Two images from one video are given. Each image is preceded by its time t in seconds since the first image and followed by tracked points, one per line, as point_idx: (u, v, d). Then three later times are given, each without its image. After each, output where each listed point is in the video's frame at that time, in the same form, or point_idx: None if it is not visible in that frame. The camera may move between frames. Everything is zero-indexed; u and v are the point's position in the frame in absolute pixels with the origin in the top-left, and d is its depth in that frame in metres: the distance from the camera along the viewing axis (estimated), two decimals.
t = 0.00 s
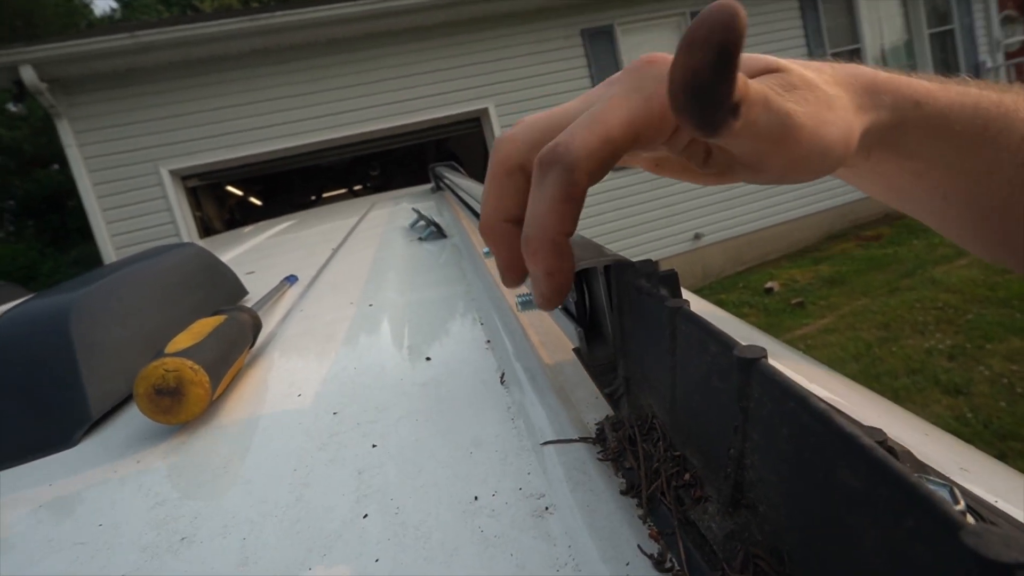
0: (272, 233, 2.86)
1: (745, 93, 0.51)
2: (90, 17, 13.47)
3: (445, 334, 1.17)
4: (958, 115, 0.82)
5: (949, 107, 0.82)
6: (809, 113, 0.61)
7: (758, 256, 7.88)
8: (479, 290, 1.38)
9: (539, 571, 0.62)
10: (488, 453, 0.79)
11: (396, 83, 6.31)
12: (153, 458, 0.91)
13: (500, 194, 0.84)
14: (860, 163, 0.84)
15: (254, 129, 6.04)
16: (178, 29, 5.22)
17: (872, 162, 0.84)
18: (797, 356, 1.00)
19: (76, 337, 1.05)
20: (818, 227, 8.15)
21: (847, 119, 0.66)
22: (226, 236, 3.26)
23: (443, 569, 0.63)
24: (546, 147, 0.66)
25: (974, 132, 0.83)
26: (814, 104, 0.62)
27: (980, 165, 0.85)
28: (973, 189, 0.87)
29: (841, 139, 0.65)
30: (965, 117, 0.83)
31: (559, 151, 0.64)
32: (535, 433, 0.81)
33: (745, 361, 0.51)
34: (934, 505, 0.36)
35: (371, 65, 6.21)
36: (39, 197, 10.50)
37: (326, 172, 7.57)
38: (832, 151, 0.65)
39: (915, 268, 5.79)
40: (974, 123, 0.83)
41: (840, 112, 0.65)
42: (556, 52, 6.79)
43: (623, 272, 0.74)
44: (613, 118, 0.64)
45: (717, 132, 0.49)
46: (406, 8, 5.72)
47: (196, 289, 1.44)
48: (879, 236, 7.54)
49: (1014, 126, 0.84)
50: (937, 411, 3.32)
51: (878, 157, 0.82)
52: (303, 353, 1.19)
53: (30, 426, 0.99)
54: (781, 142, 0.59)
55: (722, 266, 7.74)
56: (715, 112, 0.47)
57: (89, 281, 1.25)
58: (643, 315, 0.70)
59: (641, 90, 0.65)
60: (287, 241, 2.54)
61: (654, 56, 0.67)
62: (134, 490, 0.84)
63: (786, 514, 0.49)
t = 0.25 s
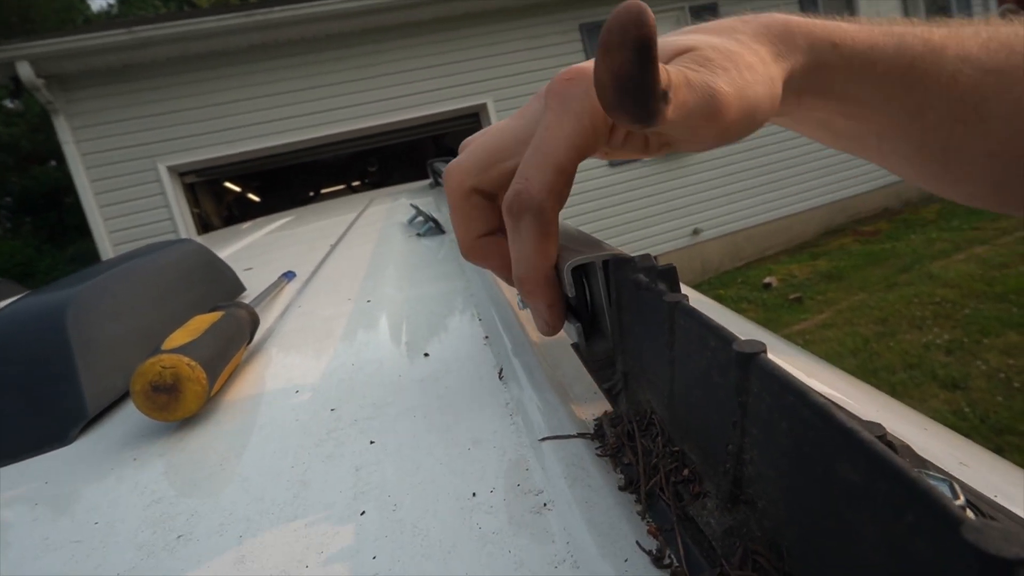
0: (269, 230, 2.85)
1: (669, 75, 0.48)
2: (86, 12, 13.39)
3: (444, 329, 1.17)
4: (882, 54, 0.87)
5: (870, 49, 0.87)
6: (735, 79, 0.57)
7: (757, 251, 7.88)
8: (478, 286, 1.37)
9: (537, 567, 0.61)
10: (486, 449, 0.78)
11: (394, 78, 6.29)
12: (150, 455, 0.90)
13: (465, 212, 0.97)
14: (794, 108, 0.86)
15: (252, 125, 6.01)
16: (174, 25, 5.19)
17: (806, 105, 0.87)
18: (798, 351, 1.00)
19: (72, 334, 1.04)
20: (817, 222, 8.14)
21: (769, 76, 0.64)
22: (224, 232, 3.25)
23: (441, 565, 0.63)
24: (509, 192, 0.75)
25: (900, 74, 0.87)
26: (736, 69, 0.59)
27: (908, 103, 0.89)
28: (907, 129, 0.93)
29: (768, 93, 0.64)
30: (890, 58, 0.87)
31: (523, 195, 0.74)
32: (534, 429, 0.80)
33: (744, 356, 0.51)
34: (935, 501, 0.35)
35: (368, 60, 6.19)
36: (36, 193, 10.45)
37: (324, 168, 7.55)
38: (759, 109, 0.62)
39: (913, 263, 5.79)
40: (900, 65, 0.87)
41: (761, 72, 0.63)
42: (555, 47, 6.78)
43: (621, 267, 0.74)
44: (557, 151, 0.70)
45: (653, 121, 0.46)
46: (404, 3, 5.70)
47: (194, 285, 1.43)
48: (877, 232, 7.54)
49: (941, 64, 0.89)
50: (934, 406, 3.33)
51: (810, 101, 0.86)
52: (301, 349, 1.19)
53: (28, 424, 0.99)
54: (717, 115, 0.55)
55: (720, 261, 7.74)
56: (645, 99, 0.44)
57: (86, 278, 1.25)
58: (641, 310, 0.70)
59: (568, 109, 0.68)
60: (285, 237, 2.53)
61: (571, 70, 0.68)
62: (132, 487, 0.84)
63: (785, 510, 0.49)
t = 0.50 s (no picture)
0: (269, 231, 2.85)
1: (656, 58, 0.47)
2: (85, 13, 13.38)
3: (444, 330, 1.17)
4: (867, 17, 0.76)
5: (855, 10, 0.77)
6: (720, 54, 0.56)
7: (756, 251, 7.88)
8: (477, 287, 1.37)
9: (536, 569, 0.61)
10: (486, 451, 0.78)
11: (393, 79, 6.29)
12: (150, 457, 0.90)
13: (458, 209, 0.97)
14: (777, 76, 0.81)
15: (250, 126, 6.01)
16: (173, 26, 5.19)
17: (790, 73, 0.81)
18: (798, 351, 1.00)
19: (71, 337, 1.04)
20: (816, 221, 8.15)
21: (753, 47, 0.63)
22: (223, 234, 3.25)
23: (441, 566, 0.63)
24: (504, 195, 0.75)
25: (884, 35, 0.76)
26: (722, 42, 0.57)
27: (894, 68, 0.78)
28: (894, 96, 0.81)
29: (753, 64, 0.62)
30: (875, 18, 0.76)
31: (518, 197, 0.74)
32: (533, 431, 0.81)
33: (742, 357, 0.51)
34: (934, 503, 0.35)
35: (367, 61, 6.19)
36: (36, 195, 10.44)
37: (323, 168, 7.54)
38: (747, 83, 0.61)
39: (912, 263, 5.79)
40: (885, 25, 0.76)
41: (746, 43, 0.62)
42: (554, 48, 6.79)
43: (619, 268, 0.74)
44: (546, 147, 0.70)
45: (642, 104, 0.44)
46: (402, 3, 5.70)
47: (193, 287, 1.43)
48: (876, 231, 7.54)
49: (932, 21, 0.75)
50: (934, 405, 3.33)
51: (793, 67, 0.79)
52: (301, 350, 1.19)
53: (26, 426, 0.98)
54: (705, 93, 0.54)
55: (719, 261, 7.75)
56: (634, 80, 0.42)
57: (84, 280, 1.24)
58: (639, 311, 0.69)
59: (550, 102, 0.67)
60: (284, 238, 2.53)
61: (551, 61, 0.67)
62: (131, 489, 0.84)
63: (784, 510, 0.49)
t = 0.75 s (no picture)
0: (266, 233, 2.84)
1: (656, 65, 0.47)
2: (81, 15, 13.36)
3: (441, 332, 1.16)
4: (868, 28, 0.76)
5: (855, 22, 0.76)
6: (720, 64, 0.56)
7: (753, 252, 7.89)
8: (474, 289, 1.37)
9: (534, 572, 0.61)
10: (484, 453, 0.78)
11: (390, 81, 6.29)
12: (145, 460, 0.90)
13: (455, 216, 0.97)
14: (777, 88, 0.81)
15: (248, 128, 6.00)
16: (170, 28, 5.19)
17: (790, 85, 0.80)
18: (795, 353, 1.00)
19: (66, 338, 1.04)
20: (813, 223, 8.16)
21: (753, 60, 0.62)
22: (220, 235, 3.24)
23: (439, 569, 0.63)
24: (501, 198, 0.75)
25: (885, 48, 0.76)
26: (722, 53, 0.57)
27: (895, 78, 0.78)
28: (894, 107, 0.81)
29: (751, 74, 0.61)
30: (875, 31, 0.76)
31: (515, 201, 0.74)
32: (530, 433, 0.80)
33: (741, 358, 0.51)
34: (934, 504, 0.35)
35: (365, 63, 6.19)
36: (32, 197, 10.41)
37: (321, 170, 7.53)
38: (746, 94, 0.61)
39: (909, 264, 5.81)
40: (885, 39, 0.76)
41: (746, 54, 0.61)
42: (551, 50, 6.80)
43: (617, 269, 0.74)
44: (545, 151, 0.70)
45: (640, 111, 0.44)
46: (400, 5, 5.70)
47: (189, 289, 1.43)
48: (874, 232, 7.55)
49: (931, 34, 0.76)
50: (931, 405, 3.33)
51: (794, 80, 0.79)
52: (297, 352, 1.19)
53: (21, 428, 0.98)
54: (704, 102, 0.54)
55: (717, 263, 7.75)
56: (632, 86, 0.42)
57: (80, 281, 1.24)
58: (638, 312, 0.69)
59: (550, 106, 0.68)
60: (282, 240, 2.52)
61: (552, 66, 0.68)
62: (125, 493, 0.83)
63: (783, 512, 0.49)
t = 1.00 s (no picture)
0: (261, 234, 2.83)
1: (658, 67, 0.47)
2: (76, 16, 13.31)
3: (437, 333, 1.16)
4: (869, 36, 0.77)
5: (855, 30, 0.77)
6: (721, 69, 0.56)
7: (749, 253, 7.91)
8: (471, 290, 1.37)
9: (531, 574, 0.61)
10: (480, 455, 0.78)
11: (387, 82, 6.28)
12: (139, 463, 0.89)
13: (455, 216, 0.96)
14: (778, 95, 0.81)
15: (244, 129, 5.99)
16: (166, 29, 5.17)
17: (792, 92, 0.80)
18: (791, 354, 1.00)
19: (59, 340, 1.03)
20: (809, 224, 8.19)
21: (753, 66, 0.62)
22: (216, 237, 3.22)
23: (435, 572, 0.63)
24: (500, 197, 0.74)
25: (885, 56, 0.77)
26: (723, 58, 0.57)
27: (895, 86, 0.80)
28: (894, 116, 0.83)
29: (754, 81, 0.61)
30: (876, 38, 0.77)
31: (515, 200, 0.73)
32: (527, 434, 0.80)
33: (738, 359, 0.51)
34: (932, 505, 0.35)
35: (362, 64, 6.18)
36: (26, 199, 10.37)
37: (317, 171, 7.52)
38: (747, 100, 0.60)
39: (904, 264, 5.83)
40: (885, 46, 0.77)
41: (747, 61, 0.61)
42: (548, 51, 6.80)
43: (614, 270, 0.74)
44: (546, 152, 0.70)
45: (643, 112, 0.44)
46: (397, 6, 5.70)
47: (184, 290, 1.42)
48: (869, 233, 7.57)
49: (930, 42, 0.78)
50: (926, 405, 3.34)
51: (795, 87, 0.79)
52: (293, 353, 1.18)
53: (14, 431, 0.97)
54: (706, 106, 0.54)
55: (713, 264, 7.77)
56: (635, 87, 0.42)
57: (74, 283, 1.23)
58: (634, 314, 0.69)
59: (552, 106, 0.68)
60: (277, 241, 2.51)
61: (554, 67, 0.69)
62: (118, 496, 0.83)
63: (781, 513, 0.49)
